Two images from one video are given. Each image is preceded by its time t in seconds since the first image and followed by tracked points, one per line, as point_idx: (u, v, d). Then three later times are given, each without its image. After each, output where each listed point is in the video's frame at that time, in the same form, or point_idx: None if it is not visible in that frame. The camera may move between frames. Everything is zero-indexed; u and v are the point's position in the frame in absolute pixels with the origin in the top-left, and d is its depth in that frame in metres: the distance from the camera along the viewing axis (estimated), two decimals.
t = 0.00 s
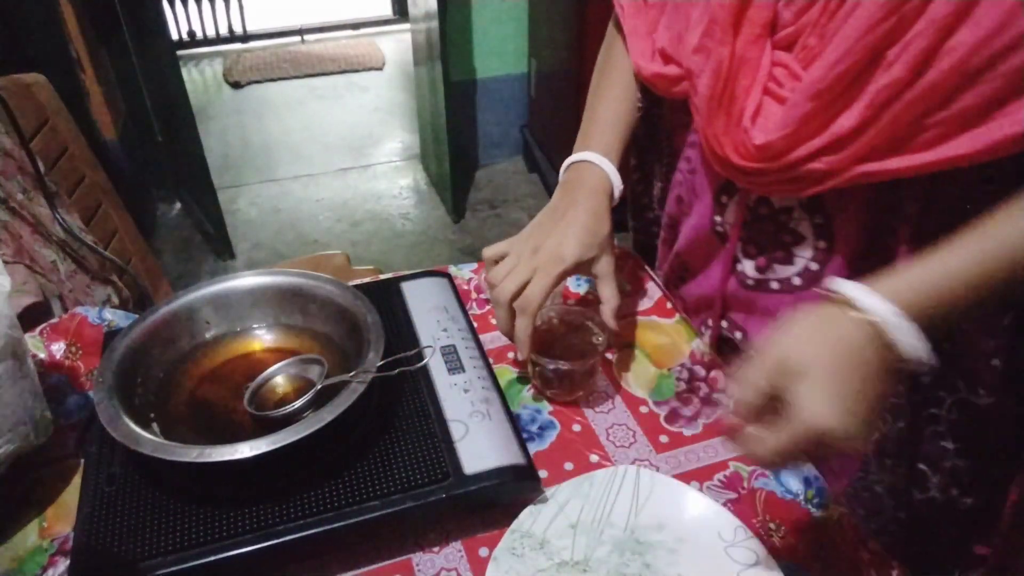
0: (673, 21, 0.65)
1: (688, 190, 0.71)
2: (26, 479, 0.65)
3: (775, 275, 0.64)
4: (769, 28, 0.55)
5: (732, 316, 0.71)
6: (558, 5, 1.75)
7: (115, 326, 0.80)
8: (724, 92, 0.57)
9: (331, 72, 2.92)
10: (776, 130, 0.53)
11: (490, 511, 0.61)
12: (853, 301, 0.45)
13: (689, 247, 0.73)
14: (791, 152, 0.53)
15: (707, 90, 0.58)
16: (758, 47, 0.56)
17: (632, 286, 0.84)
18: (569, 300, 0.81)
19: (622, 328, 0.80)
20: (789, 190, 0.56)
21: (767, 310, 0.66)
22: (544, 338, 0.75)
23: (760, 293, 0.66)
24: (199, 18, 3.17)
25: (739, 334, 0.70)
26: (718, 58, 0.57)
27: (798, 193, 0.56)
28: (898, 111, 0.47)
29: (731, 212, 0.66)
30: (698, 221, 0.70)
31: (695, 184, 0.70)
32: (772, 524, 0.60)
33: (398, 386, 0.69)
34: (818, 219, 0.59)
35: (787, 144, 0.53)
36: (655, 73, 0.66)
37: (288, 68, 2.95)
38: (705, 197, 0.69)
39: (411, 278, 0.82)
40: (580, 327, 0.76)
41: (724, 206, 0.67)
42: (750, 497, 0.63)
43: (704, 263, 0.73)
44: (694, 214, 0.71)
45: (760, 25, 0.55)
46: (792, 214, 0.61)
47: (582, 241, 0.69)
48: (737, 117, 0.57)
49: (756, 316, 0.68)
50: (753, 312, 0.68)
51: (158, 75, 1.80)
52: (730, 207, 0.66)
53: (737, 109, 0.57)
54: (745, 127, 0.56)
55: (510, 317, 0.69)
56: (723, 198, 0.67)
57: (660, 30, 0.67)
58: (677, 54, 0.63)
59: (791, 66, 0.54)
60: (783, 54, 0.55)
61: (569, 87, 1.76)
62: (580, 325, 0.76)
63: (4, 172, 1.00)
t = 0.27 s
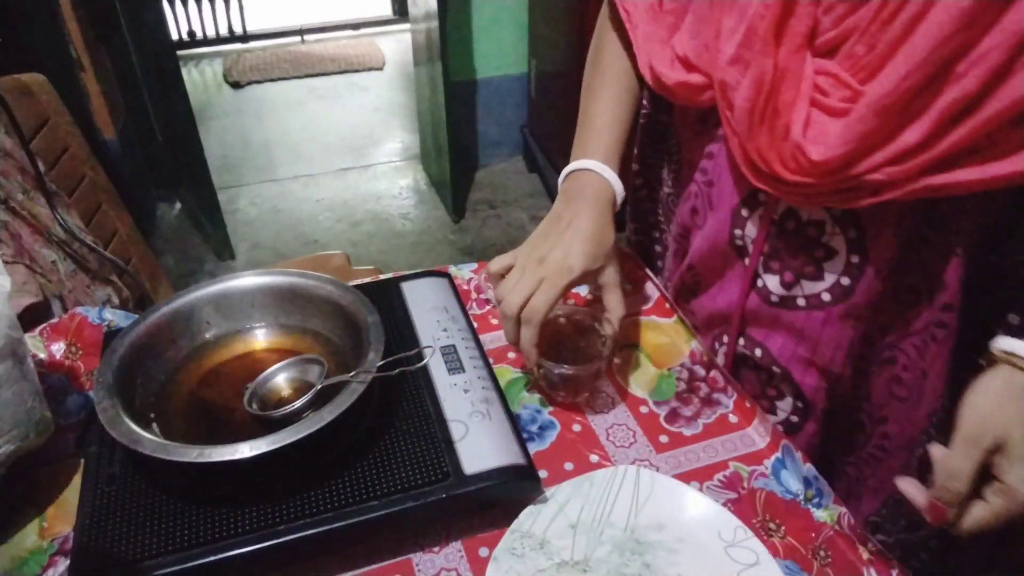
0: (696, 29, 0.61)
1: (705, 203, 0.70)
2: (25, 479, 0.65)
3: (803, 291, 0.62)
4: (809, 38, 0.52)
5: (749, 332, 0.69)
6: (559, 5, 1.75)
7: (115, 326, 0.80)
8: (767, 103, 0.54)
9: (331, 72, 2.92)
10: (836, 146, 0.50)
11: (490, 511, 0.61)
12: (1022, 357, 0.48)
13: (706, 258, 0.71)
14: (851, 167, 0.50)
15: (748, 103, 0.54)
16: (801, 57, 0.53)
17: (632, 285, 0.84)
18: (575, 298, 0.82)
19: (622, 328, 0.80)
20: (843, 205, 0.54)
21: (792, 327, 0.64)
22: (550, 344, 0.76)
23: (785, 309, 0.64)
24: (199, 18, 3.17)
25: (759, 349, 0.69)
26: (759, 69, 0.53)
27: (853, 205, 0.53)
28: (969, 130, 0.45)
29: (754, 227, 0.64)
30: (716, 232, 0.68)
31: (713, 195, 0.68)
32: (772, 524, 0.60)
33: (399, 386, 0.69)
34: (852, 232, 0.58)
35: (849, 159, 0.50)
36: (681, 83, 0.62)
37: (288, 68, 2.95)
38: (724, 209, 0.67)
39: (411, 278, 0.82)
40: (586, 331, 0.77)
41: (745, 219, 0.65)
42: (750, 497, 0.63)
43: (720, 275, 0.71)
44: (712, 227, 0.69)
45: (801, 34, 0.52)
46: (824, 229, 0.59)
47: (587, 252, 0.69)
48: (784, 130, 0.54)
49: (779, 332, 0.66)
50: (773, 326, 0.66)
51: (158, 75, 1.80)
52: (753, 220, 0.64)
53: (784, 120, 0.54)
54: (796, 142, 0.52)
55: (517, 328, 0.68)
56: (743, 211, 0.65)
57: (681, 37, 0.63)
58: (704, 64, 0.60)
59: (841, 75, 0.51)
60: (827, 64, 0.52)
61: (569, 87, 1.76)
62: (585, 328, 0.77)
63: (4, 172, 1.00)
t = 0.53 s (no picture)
0: (725, 49, 0.55)
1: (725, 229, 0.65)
2: (25, 479, 0.65)
3: (830, 331, 0.57)
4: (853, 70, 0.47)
5: (771, 367, 0.65)
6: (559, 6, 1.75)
7: (115, 326, 0.80)
8: (803, 140, 0.48)
9: (331, 72, 2.92)
10: (876, 188, 0.43)
11: (490, 511, 0.61)
12: None
13: (727, 286, 0.67)
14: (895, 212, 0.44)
15: (782, 137, 0.49)
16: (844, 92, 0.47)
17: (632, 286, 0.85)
18: (608, 328, 0.79)
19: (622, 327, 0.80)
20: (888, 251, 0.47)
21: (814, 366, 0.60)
22: (572, 370, 0.63)
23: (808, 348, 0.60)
24: (199, 18, 3.17)
25: (781, 386, 0.65)
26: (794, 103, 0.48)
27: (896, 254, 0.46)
28: None
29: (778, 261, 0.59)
30: (737, 262, 0.64)
31: (733, 224, 0.64)
32: (772, 524, 0.60)
33: (399, 386, 0.69)
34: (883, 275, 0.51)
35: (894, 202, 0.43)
36: (707, 110, 0.56)
37: (288, 68, 2.95)
38: (745, 238, 0.63)
39: (411, 278, 0.82)
40: (618, 356, 0.63)
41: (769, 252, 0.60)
42: (750, 497, 0.63)
43: (741, 306, 0.67)
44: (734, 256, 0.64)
45: (845, 66, 0.47)
46: (853, 268, 0.53)
47: (621, 265, 0.56)
48: (822, 170, 0.47)
49: (801, 370, 0.62)
50: (797, 363, 0.62)
51: (158, 75, 1.80)
52: (777, 252, 0.59)
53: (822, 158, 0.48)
54: (833, 182, 0.46)
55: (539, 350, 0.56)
56: (768, 243, 0.60)
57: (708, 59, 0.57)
58: (732, 89, 0.54)
59: (884, 109, 0.45)
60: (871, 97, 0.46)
61: (569, 87, 1.76)
62: (618, 352, 0.63)
63: (4, 172, 1.00)
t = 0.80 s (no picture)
0: (766, 92, 0.49)
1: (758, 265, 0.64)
2: (26, 479, 0.65)
3: (863, 375, 0.55)
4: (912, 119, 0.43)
5: (798, 409, 0.64)
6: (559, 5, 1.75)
7: (115, 326, 0.80)
8: (860, 197, 0.44)
9: (331, 72, 2.92)
10: (948, 253, 0.41)
11: (490, 510, 0.61)
12: None
13: (756, 321, 0.65)
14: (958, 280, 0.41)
15: (839, 194, 0.44)
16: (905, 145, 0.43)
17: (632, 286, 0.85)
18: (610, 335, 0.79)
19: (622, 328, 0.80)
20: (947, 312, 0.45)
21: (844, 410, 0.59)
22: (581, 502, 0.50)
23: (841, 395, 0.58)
24: (199, 17, 3.17)
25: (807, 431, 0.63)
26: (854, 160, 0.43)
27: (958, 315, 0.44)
28: None
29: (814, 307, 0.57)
30: (768, 298, 0.62)
31: (769, 261, 0.62)
32: (772, 524, 0.60)
33: (399, 386, 0.69)
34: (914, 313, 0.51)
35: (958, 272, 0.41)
36: (751, 158, 0.52)
37: (288, 68, 2.95)
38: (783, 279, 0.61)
39: (411, 278, 0.82)
40: (636, 485, 0.51)
41: (802, 292, 0.59)
42: (750, 497, 0.63)
43: (769, 343, 0.65)
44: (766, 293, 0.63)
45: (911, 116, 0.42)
46: (892, 315, 0.52)
47: (637, 387, 0.49)
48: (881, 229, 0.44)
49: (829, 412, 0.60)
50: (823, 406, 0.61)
51: (158, 75, 1.80)
52: (809, 293, 0.58)
53: (878, 215, 0.44)
54: (893, 245, 0.43)
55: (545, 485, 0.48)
56: (801, 283, 0.59)
57: (744, 101, 0.51)
58: (779, 137, 0.49)
59: (950, 164, 0.41)
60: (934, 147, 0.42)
61: (569, 87, 1.76)
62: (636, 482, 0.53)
63: (4, 172, 1.00)
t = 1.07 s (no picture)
0: (807, 124, 0.47)
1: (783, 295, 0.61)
2: (26, 479, 0.65)
3: (897, 417, 0.54)
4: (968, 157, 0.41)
5: (826, 445, 0.61)
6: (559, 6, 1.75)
7: (115, 326, 0.80)
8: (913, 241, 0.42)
9: (331, 72, 2.92)
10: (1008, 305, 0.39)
11: (490, 510, 0.61)
12: None
13: (781, 353, 0.63)
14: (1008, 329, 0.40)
15: (892, 238, 0.42)
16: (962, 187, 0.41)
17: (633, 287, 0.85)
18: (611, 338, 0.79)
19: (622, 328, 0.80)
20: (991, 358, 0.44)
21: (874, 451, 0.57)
22: (571, 557, 0.54)
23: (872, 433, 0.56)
24: (199, 17, 3.17)
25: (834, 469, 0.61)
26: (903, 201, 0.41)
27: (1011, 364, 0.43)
28: None
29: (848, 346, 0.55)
30: (796, 330, 0.60)
31: (794, 291, 0.59)
32: (772, 524, 0.60)
33: (399, 386, 0.69)
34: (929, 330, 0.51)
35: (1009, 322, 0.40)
36: (789, 191, 0.50)
37: (288, 68, 2.95)
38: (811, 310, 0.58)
39: (411, 278, 0.82)
40: (621, 533, 0.54)
41: (836, 325, 0.56)
42: (750, 497, 0.63)
43: (793, 374, 0.63)
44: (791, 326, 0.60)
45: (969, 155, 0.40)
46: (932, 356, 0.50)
47: (628, 440, 0.50)
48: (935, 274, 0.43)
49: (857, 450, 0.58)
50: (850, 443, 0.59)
51: (158, 76, 1.80)
52: (846, 327, 0.55)
53: (931, 259, 0.43)
54: (949, 291, 0.42)
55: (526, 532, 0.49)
56: (834, 316, 0.56)
57: (784, 133, 0.49)
58: (820, 172, 0.48)
59: (1009, 209, 0.40)
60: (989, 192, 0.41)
61: (569, 87, 1.76)
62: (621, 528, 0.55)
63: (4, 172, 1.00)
